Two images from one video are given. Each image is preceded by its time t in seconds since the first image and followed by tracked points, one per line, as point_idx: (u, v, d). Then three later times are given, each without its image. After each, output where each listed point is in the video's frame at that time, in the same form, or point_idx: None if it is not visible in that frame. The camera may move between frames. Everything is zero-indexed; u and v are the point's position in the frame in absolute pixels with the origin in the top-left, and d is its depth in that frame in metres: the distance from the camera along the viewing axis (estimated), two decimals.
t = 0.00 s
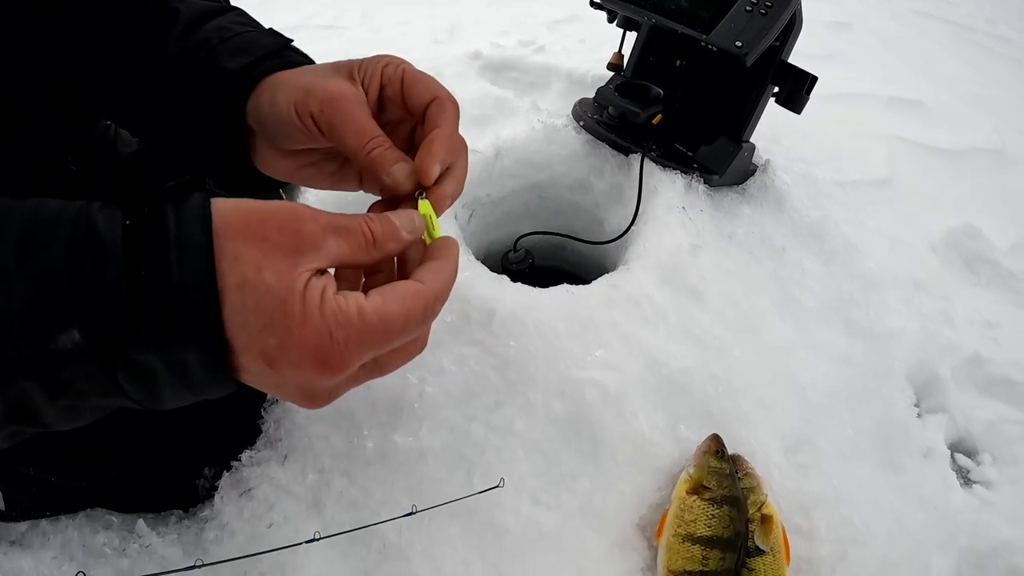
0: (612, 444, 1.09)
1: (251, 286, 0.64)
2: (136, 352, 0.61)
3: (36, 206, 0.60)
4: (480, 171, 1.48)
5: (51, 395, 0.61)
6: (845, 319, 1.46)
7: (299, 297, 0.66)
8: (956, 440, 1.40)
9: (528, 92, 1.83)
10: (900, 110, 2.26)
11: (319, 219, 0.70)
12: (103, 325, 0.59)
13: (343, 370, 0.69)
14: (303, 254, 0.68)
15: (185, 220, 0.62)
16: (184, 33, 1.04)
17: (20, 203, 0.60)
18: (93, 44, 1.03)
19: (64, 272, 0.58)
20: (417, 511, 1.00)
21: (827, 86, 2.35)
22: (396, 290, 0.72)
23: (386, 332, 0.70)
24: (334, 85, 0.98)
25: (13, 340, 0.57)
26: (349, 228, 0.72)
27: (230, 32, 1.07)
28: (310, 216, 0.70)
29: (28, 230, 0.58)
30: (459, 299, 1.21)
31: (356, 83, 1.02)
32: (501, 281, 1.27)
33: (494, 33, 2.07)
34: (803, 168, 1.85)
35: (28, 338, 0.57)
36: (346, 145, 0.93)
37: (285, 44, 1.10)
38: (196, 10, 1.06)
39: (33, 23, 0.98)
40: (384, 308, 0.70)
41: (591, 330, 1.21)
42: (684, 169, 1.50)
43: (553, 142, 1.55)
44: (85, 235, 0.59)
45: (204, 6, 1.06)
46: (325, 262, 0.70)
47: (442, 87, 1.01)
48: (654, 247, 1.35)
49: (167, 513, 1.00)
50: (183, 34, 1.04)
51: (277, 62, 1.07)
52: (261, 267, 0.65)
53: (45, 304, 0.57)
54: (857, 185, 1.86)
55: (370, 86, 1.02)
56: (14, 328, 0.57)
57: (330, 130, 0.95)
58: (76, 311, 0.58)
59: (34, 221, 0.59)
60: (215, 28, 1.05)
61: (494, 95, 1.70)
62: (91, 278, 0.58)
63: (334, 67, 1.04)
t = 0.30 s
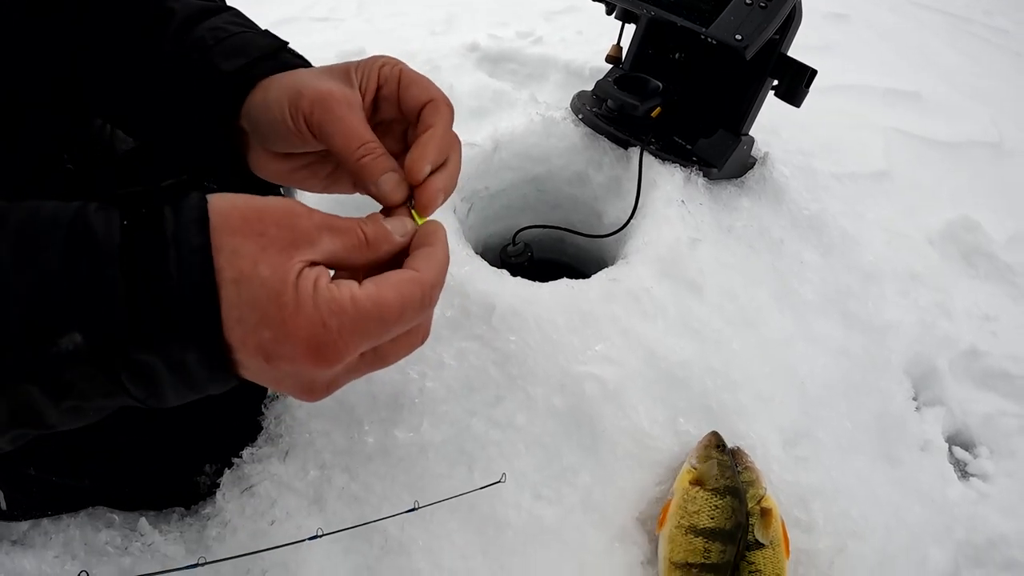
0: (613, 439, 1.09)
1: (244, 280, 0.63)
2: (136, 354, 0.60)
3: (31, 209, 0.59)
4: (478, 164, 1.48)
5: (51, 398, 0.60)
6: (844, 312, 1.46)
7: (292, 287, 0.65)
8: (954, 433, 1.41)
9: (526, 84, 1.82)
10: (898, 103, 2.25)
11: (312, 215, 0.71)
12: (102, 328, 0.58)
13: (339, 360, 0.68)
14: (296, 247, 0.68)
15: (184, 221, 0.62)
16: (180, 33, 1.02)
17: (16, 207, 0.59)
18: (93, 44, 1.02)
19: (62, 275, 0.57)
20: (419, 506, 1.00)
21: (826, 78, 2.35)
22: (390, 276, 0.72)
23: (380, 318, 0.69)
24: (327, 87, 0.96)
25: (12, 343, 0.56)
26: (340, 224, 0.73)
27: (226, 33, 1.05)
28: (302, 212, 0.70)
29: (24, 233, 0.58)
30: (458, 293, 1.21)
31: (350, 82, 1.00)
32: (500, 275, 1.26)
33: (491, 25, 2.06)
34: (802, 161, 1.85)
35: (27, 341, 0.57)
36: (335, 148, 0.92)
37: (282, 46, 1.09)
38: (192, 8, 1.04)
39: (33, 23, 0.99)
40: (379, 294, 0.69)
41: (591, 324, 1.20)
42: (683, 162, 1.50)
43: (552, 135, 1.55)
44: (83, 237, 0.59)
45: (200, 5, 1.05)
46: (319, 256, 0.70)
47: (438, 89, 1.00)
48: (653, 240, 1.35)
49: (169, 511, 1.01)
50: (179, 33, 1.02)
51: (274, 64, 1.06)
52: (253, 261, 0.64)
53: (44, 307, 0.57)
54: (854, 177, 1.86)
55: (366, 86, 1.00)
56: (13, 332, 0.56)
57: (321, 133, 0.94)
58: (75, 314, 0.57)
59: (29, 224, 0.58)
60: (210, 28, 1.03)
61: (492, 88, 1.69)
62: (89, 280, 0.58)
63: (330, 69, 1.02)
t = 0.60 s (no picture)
0: (616, 442, 1.09)
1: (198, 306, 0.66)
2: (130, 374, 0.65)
3: (26, 232, 0.63)
4: (479, 165, 1.48)
5: (44, 412, 0.64)
6: (844, 314, 1.46)
7: (244, 320, 0.67)
8: (954, 434, 1.42)
9: (526, 84, 1.82)
10: (898, 103, 2.25)
11: (278, 260, 0.73)
12: (97, 349, 0.63)
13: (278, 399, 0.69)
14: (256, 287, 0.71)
15: (174, 246, 0.65)
16: (185, 40, 1.07)
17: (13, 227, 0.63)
18: (93, 45, 1.05)
19: (58, 296, 0.62)
20: (422, 511, 1.00)
21: (826, 78, 2.35)
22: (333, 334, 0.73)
23: (313, 373, 0.69)
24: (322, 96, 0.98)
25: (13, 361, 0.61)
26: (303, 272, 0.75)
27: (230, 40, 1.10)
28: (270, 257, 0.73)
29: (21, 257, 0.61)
30: (460, 296, 1.21)
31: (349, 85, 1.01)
32: (502, 278, 1.26)
33: (492, 25, 2.06)
34: (802, 162, 1.85)
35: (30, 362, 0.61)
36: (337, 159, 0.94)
37: (286, 52, 1.13)
38: (196, 16, 1.08)
39: (33, 23, 0.99)
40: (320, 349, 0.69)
41: (592, 327, 1.21)
42: (684, 164, 1.49)
43: (552, 137, 1.54)
44: (78, 264, 0.63)
45: (202, 12, 1.09)
46: (275, 299, 0.73)
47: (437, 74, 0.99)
48: (654, 242, 1.35)
49: (171, 514, 1.01)
50: (184, 41, 1.07)
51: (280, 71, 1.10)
52: (216, 286, 0.67)
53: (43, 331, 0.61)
54: (855, 178, 1.86)
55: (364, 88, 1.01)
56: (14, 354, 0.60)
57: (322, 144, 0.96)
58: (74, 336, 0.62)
59: (25, 247, 0.62)
60: (213, 35, 1.08)
61: (492, 88, 1.69)
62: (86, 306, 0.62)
63: (323, 77, 1.04)
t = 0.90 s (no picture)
0: (620, 445, 1.09)
1: (274, 359, 0.76)
2: (169, 389, 0.70)
3: (68, 249, 0.65)
4: (482, 167, 1.48)
5: (91, 426, 0.68)
6: (845, 315, 1.47)
7: (315, 364, 0.78)
8: (954, 435, 1.43)
9: (528, 84, 1.81)
10: (899, 104, 2.25)
11: (329, 295, 0.77)
12: (139, 367, 0.67)
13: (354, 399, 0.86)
14: (310, 332, 0.77)
15: (216, 271, 0.69)
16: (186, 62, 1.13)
17: (56, 245, 0.65)
18: (93, 44, 1.07)
19: (97, 314, 0.64)
20: (427, 514, 1.00)
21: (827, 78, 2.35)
22: (382, 338, 0.85)
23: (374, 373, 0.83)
24: (280, 156, 1.06)
25: (58, 377, 0.64)
26: (354, 292, 0.80)
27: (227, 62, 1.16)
28: (319, 295, 0.76)
29: (59, 276, 0.64)
30: (463, 298, 1.21)
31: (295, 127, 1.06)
32: (505, 280, 1.26)
33: (493, 24, 2.06)
34: (803, 163, 1.85)
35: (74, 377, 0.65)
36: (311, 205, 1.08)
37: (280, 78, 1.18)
38: (196, 36, 1.14)
39: (33, 23, 0.99)
40: (375, 367, 0.82)
41: (596, 329, 1.21)
42: (687, 165, 1.49)
43: (555, 138, 1.54)
44: (121, 287, 0.65)
45: (202, 32, 1.14)
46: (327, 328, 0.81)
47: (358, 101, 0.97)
48: (657, 244, 1.36)
49: (176, 517, 1.02)
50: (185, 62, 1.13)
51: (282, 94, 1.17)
52: (279, 351, 0.76)
53: (87, 348, 0.64)
54: (856, 179, 1.86)
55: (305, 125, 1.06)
56: (59, 369, 0.64)
57: (291, 197, 1.09)
58: (116, 354, 0.66)
59: (68, 266, 0.64)
60: (212, 58, 1.14)
61: (494, 89, 1.69)
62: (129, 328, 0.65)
63: (275, 121, 1.09)
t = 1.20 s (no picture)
0: (623, 448, 1.09)
1: (284, 363, 0.77)
2: (185, 378, 0.70)
3: (79, 244, 0.65)
4: (484, 168, 1.48)
5: (107, 418, 0.68)
6: (847, 317, 1.47)
7: (319, 369, 0.79)
8: (954, 437, 1.43)
9: (530, 84, 1.81)
10: (899, 104, 2.25)
11: (341, 305, 0.77)
12: (155, 358, 0.67)
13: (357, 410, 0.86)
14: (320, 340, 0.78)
15: (229, 261, 0.69)
16: (186, 68, 1.12)
17: (69, 239, 0.65)
18: (93, 44, 1.05)
19: (113, 307, 0.64)
20: (430, 518, 1.00)
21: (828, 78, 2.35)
22: (389, 350, 0.84)
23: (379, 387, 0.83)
24: (295, 148, 1.08)
25: (75, 369, 0.63)
26: (366, 301, 0.81)
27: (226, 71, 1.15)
28: (331, 306, 0.77)
29: (76, 270, 0.64)
30: (466, 301, 1.21)
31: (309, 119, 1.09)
32: (508, 283, 1.27)
33: (494, 23, 2.05)
34: (805, 164, 1.86)
35: (88, 370, 0.64)
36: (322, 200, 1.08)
37: (283, 87, 1.19)
38: (197, 42, 1.12)
39: (33, 23, 0.98)
40: (379, 379, 0.82)
41: (599, 332, 1.21)
42: (689, 167, 1.49)
43: (557, 139, 1.54)
44: (133, 279, 0.65)
45: (202, 40, 1.13)
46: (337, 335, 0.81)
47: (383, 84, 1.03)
48: (660, 247, 1.36)
49: (179, 521, 1.01)
50: (185, 68, 1.12)
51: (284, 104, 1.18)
52: (287, 357, 0.77)
53: (100, 342, 0.64)
54: (857, 180, 1.87)
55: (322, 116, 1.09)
56: (72, 365, 0.63)
57: (302, 190, 1.09)
58: (133, 347, 0.65)
59: (80, 260, 0.64)
60: (212, 66, 1.13)
61: (496, 89, 1.68)
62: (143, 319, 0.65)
63: (286, 117, 1.11)
